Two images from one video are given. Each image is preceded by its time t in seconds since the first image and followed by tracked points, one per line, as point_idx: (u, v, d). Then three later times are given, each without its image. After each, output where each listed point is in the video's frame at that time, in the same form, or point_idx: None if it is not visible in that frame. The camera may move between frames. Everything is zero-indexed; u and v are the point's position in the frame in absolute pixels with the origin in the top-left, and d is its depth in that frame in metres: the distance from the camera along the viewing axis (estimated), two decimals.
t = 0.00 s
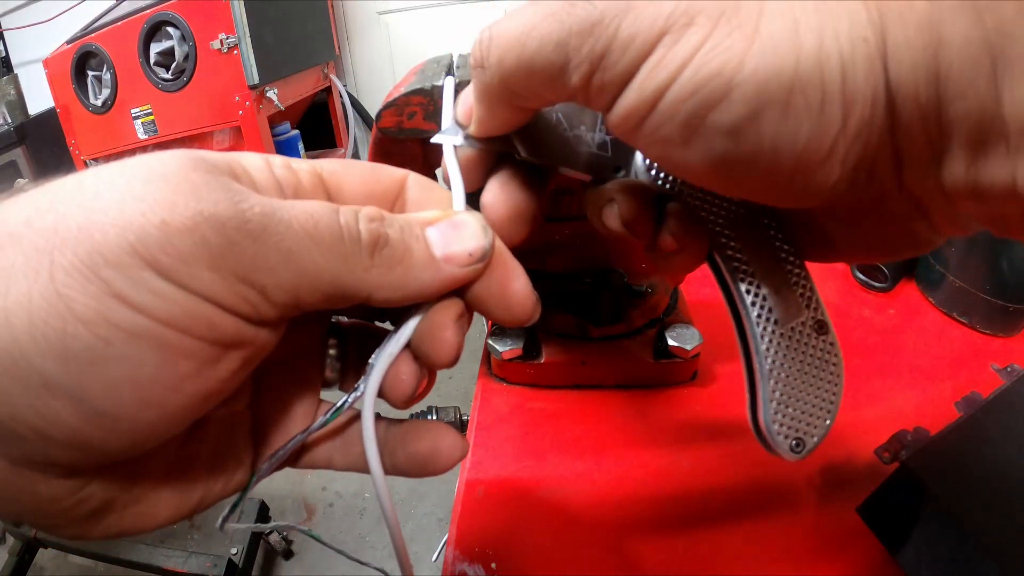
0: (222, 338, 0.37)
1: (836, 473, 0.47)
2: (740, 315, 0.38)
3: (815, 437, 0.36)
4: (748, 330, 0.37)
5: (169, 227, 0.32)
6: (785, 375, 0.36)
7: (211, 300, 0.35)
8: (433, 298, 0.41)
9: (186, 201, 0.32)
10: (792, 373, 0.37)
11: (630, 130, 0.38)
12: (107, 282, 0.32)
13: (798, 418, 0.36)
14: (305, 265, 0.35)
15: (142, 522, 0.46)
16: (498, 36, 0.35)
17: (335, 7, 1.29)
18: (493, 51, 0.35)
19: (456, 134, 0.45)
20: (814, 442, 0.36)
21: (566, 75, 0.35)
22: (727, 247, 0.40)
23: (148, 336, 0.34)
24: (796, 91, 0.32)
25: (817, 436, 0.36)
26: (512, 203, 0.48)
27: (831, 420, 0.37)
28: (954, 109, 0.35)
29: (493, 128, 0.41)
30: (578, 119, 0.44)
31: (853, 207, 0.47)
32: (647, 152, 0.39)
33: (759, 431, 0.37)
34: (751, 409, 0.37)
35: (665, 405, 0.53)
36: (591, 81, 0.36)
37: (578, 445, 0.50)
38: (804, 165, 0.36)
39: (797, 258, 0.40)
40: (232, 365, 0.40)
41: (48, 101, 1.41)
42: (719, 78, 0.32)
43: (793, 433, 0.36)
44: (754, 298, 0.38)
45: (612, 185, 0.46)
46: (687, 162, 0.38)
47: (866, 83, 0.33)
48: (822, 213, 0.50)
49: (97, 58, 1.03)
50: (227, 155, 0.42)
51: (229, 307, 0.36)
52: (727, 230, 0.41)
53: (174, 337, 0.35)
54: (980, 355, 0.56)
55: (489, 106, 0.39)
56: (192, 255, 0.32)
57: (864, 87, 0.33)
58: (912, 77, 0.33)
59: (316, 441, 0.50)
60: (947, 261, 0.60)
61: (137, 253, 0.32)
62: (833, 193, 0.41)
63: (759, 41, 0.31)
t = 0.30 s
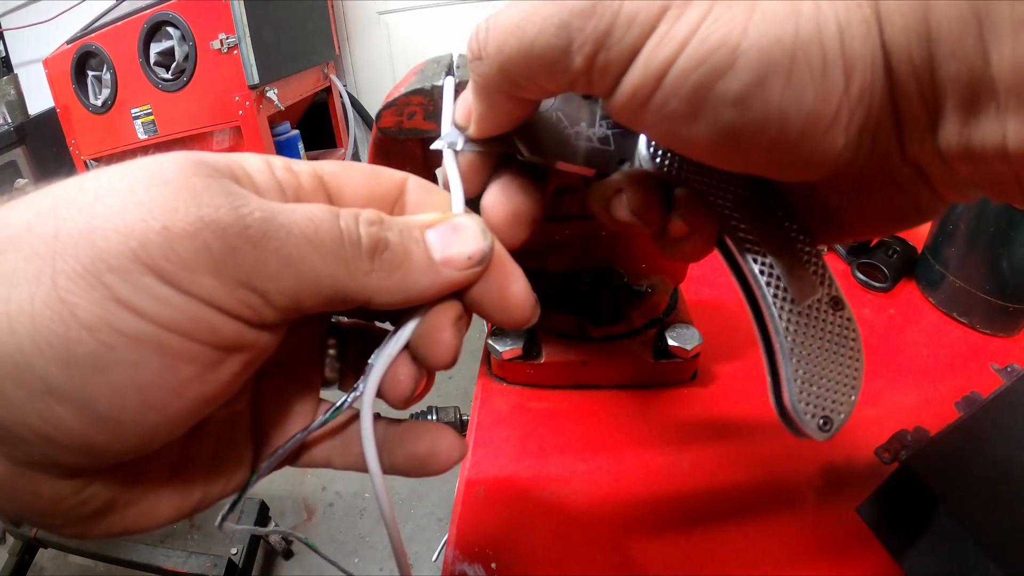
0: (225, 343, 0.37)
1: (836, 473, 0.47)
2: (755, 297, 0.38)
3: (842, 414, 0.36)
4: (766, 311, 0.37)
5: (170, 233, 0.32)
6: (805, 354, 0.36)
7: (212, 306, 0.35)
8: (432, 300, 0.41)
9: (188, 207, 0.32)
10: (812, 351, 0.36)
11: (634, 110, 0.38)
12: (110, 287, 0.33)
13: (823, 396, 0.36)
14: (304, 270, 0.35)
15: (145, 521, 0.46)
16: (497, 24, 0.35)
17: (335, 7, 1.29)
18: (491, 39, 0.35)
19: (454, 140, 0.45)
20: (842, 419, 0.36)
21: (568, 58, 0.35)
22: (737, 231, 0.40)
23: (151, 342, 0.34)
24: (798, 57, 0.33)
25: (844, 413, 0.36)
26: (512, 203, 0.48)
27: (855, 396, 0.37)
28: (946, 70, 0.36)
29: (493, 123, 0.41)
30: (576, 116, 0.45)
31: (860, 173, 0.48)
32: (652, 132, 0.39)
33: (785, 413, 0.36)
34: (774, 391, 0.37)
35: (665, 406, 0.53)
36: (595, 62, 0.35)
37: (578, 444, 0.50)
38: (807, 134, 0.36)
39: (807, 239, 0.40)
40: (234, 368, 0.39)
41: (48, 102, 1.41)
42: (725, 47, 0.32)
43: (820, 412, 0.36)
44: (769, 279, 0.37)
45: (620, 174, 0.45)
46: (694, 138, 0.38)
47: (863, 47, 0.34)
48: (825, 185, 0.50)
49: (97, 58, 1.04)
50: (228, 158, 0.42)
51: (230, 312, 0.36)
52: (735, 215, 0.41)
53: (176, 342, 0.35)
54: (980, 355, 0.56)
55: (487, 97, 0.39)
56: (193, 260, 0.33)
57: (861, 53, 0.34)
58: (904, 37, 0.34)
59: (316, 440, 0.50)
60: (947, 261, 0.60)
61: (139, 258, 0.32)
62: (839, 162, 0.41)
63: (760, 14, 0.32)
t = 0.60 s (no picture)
0: (220, 344, 0.37)
1: (836, 473, 0.47)
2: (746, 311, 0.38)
3: (820, 437, 0.36)
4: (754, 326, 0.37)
5: (164, 236, 0.32)
6: (790, 372, 0.36)
7: (206, 307, 0.35)
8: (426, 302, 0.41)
9: (182, 210, 0.33)
10: (797, 370, 0.36)
11: (650, 114, 0.38)
12: (106, 290, 0.33)
13: (805, 416, 0.36)
14: (297, 272, 0.35)
15: (141, 522, 0.46)
16: (523, 9, 0.35)
17: (335, 7, 1.29)
18: (516, 20, 0.35)
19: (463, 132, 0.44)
20: (819, 442, 0.35)
21: (586, 48, 0.35)
22: (734, 244, 0.40)
23: (147, 343, 0.34)
24: (817, 72, 0.33)
25: (822, 437, 0.35)
26: (511, 202, 0.47)
27: (835, 421, 0.36)
28: (956, 104, 0.36)
29: (505, 110, 0.41)
30: (586, 117, 0.45)
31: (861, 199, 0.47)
32: (667, 137, 0.39)
33: (763, 428, 0.36)
34: (754, 406, 0.37)
35: (665, 406, 0.53)
36: (611, 55, 0.35)
37: (578, 445, 0.50)
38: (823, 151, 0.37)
39: (802, 262, 0.40)
40: (227, 368, 0.40)
41: (48, 102, 1.41)
42: (744, 61, 0.33)
43: (798, 432, 0.35)
44: (760, 294, 0.38)
45: (620, 182, 0.46)
46: (708, 147, 0.38)
47: (879, 70, 0.34)
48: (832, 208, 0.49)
49: (97, 58, 1.04)
50: (223, 161, 0.42)
51: (225, 314, 0.36)
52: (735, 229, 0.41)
53: (172, 344, 0.35)
54: (980, 355, 0.56)
55: (502, 87, 0.38)
56: (188, 263, 0.33)
57: (880, 73, 0.34)
58: (920, 69, 0.34)
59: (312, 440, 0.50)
60: (947, 261, 0.60)
61: (134, 261, 0.32)
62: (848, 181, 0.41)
63: (783, 25, 0.33)
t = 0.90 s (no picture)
0: (225, 344, 0.37)
1: (836, 473, 0.47)
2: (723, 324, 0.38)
3: (788, 448, 0.37)
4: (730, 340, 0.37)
5: (170, 236, 0.32)
6: (763, 386, 0.36)
7: (212, 307, 0.35)
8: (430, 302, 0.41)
9: (188, 210, 0.33)
10: (771, 384, 0.37)
11: (631, 145, 0.38)
12: (111, 290, 0.32)
13: (775, 429, 0.36)
14: (304, 273, 0.35)
15: (145, 522, 0.46)
16: (509, 35, 0.35)
17: (335, 7, 1.29)
18: (501, 50, 0.36)
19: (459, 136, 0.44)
20: (786, 453, 0.36)
21: (570, 82, 0.36)
22: (715, 257, 0.40)
23: (151, 344, 0.34)
24: (795, 119, 0.32)
25: (790, 448, 0.36)
26: (506, 206, 0.48)
27: (804, 432, 0.37)
28: (948, 143, 0.35)
29: (495, 127, 0.41)
30: (577, 125, 0.45)
31: (844, 229, 0.47)
32: (648, 167, 0.39)
33: (733, 439, 0.37)
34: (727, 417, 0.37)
35: (666, 406, 0.53)
36: (595, 92, 0.36)
37: (577, 446, 0.50)
38: (800, 192, 0.36)
39: (783, 271, 0.40)
40: (234, 369, 0.40)
41: (48, 101, 1.41)
42: (722, 103, 0.32)
43: (767, 443, 0.36)
44: (738, 308, 0.38)
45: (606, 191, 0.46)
46: (684, 181, 0.38)
47: (864, 112, 0.33)
48: (815, 233, 0.49)
49: (97, 58, 1.04)
50: (228, 162, 0.42)
51: (231, 314, 0.36)
52: (717, 240, 0.41)
53: (177, 344, 0.35)
54: (980, 355, 0.56)
55: (492, 106, 0.39)
56: (194, 262, 0.32)
57: (864, 115, 0.33)
58: (908, 109, 0.33)
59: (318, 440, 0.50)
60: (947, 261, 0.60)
61: (141, 261, 0.32)
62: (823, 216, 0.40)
63: (762, 68, 0.31)
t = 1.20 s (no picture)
0: (225, 342, 0.37)
1: (837, 473, 0.47)
2: (719, 329, 0.39)
3: (779, 451, 0.37)
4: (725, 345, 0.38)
5: (170, 232, 0.32)
6: (756, 390, 0.37)
7: (212, 306, 0.35)
8: (433, 301, 0.41)
9: (188, 207, 0.32)
10: (763, 389, 0.37)
11: (628, 147, 0.38)
12: (110, 286, 0.32)
13: (766, 432, 0.37)
14: (305, 270, 0.35)
15: (145, 520, 0.46)
16: (502, 45, 0.35)
17: (335, 7, 1.29)
18: (493, 60, 0.35)
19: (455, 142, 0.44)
20: (778, 455, 0.37)
21: (567, 91, 0.36)
22: (712, 262, 0.40)
23: (151, 342, 0.34)
24: (789, 125, 0.32)
25: (782, 451, 0.37)
26: (507, 206, 0.49)
27: (796, 436, 0.38)
28: (944, 145, 0.34)
29: (494, 135, 0.41)
30: (575, 129, 0.44)
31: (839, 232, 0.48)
32: (644, 167, 0.39)
33: (726, 441, 0.38)
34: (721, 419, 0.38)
35: (666, 406, 0.53)
36: (591, 99, 0.36)
37: (576, 446, 0.50)
38: (794, 193, 0.36)
39: (780, 277, 0.41)
40: (233, 368, 0.40)
41: (48, 102, 1.41)
42: (717, 105, 0.32)
43: (759, 446, 0.37)
44: (734, 314, 0.39)
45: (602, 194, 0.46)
46: (681, 182, 0.38)
47: (859, 118, 0.32)
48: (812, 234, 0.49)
49: (98, 58, 1.04)
50: (230, 158, 0.42)
51: (230, 312, 0.36)
52: (715, 246, 0.41)
53: (177, 343, 0.35)
54: (981, 355, 0.56)
55: (488, 114, 0.39)
56: (195, 260, 0.32)
57: (858, 121, 0.33)
58: (903, 113, 0.33)
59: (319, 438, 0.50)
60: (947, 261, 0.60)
61: (140, 257, 0.32)
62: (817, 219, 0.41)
63: (756, 74, 0.31)
